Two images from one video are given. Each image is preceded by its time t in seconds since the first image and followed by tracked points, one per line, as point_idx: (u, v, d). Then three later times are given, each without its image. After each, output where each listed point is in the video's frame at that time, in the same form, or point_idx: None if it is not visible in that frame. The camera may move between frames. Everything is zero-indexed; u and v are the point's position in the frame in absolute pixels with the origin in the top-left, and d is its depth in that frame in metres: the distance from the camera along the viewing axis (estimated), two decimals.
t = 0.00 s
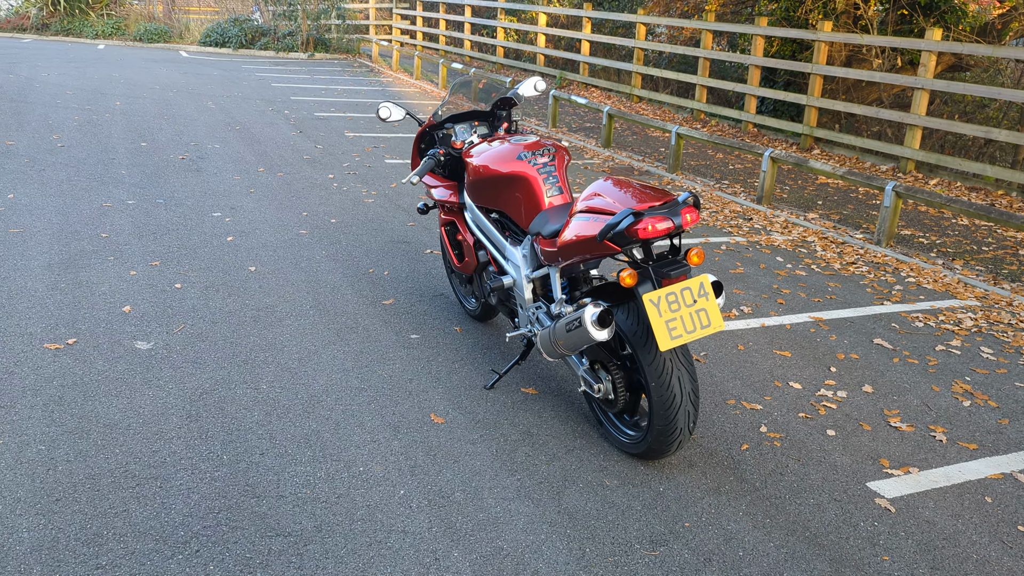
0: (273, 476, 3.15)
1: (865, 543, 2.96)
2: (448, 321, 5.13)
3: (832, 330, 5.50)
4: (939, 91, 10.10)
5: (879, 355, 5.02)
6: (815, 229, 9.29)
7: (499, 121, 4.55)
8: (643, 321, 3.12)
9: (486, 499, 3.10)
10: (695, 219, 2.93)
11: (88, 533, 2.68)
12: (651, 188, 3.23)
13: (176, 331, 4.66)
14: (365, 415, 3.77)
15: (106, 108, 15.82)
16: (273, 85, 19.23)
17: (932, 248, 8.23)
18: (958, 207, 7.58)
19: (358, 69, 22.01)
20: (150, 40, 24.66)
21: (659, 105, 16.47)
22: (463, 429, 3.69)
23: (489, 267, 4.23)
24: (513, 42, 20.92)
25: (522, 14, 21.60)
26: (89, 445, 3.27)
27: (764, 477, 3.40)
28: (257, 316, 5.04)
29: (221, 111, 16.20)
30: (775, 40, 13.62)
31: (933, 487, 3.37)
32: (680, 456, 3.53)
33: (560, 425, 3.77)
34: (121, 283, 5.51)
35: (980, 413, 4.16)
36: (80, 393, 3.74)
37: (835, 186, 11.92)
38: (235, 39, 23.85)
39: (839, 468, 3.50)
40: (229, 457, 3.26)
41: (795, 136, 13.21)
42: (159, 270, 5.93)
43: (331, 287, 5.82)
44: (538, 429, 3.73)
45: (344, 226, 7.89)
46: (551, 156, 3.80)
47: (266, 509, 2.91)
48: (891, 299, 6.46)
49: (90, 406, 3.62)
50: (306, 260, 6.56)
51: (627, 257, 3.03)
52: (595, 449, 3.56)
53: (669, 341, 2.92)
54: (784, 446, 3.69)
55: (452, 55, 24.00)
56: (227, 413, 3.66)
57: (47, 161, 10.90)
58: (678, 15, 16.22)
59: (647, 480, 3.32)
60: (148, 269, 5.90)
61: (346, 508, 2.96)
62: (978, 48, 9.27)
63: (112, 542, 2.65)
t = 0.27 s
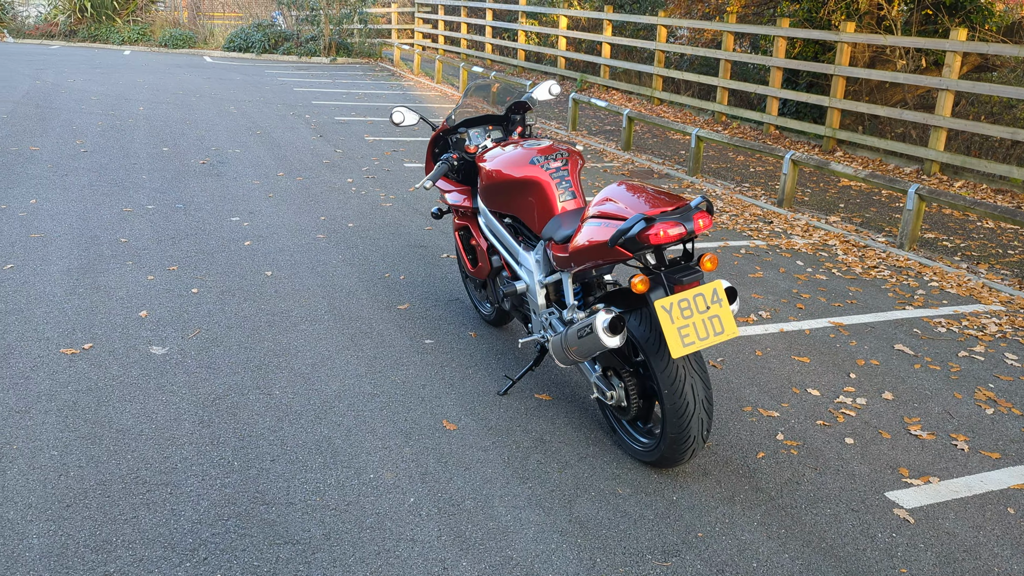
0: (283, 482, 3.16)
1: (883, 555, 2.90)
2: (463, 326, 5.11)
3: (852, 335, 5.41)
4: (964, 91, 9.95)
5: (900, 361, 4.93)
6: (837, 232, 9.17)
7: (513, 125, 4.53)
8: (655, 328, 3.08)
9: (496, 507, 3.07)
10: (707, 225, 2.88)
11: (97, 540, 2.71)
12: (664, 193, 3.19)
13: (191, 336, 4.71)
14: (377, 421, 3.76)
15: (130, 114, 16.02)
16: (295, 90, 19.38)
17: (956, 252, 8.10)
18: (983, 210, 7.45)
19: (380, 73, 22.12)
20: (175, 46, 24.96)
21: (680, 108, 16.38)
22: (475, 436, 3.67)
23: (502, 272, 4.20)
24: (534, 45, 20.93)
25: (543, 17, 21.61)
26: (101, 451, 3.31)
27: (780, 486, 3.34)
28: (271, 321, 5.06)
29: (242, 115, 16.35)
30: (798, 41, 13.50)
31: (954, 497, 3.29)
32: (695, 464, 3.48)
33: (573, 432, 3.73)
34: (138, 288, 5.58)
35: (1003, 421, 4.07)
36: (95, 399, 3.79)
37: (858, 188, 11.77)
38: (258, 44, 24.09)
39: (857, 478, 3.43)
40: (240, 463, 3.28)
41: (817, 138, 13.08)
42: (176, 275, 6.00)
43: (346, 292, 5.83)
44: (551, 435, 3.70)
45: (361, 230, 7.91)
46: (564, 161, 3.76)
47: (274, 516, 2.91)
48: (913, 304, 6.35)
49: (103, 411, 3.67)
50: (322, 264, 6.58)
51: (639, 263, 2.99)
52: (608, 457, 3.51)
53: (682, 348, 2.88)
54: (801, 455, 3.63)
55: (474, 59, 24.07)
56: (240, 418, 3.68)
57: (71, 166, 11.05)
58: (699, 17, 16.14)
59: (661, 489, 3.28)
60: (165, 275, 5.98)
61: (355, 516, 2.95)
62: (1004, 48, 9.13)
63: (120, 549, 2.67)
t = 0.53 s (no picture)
0: (287, 490, 3.15)
1: (896, 567, 2.83)
2: (473, 330, 5.07)
3: (869, 340, 5.32)
4: (988, 91, 9.78)
5: (917, 367, 4.85)
6: (856, 235, 9.04)
7: (523, 128, 4.48)
8: (664, 334, 3.03)
9: (501, 516, 3.03)
10: (715, 229, 2.82)
11: (97, 548, 2.72)
12: (672, 197, 3.13)
13: (200, 340, 4.74)
14: (383, 427, 3.73)
15: (150, 118, 16.17)
16: (313, 93, 19.48)
17: (977, 255, 7.96)
18: (1005, 212, 7.32)
19: (399, 76, 22.19)
20: (197, 50, 25.23)
21: (700, 109, 16.27)
22: (482, 442, 3.63)
23: (511, 276, 4.14)
24: (553, 47, 20.91)
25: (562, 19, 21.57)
26: (105, 457, 3.34)
27: (792, 495, 3.27)
28: (281, 325, 5.07)
29: (261, 119, 16.45)
30: (818, 41, 13.36)
31: (970, 507, 3.21)
32: (704, 472, 3.42)
33: (582, 439, 3.68)
34: (150, 293, 5.63)
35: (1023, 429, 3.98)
36: (102, 405, 3.83)
37: (878, 190, 11.60)
38: (279, 48, 24.31)
39: (871, 487, 3.36)
40: (244, 470, 3.29)
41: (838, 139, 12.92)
42: (187, 279, 6.05)
43: (357, 295, 5.81)
44: (559, 442, 3.65)
45: (375, 233, 7.90)
46: (572, 164, 3.70)
47: (275, 524, 2.91)
48: (932, 307, 6.24)
49: (110, 417, 3.71)
50: (334, 268, 6.57)
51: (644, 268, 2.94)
52: (616, 465, 3.46)
53: (688, 355, 2.82)
54: (814, 463, 3.56)
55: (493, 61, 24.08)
56: (245, 424, 3.69)
57: (91, 170, 11.18)
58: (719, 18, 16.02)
59: (669, 497, 3.22)
60: (177, 278, 6.03)
61: (357, 524, 2.93)
62: None
63: (120, 557, 2.68)
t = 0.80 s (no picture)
0: (285, 495, 3.13)
1: None
2: (480, 333, 5.03)
3: (882, 343, 5.22)
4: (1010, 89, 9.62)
5: (932, 371, 4.75)
6: (872, 235, 8.91)
7: (528, 129, 4.43)
8: (665, 338, 2.97)
9: (500, 523, 2.99)
10: (716, 231, 2.76)
11: (93, 553, 2.72)
12: (674, 200, 3.07)
13: (206, 343, 4.75)
14: (385, 432, 3.71)
15: (168, 120, 16.32)
16: (330, 95, 19.56)
17: (998, 256, 7.81)
18: None
19: (416, 77, 22.24)
20: (218, 53, 25.47)
21: (717, 108, 16.15)
22: (484, 447, 3.59)
23: (515, 279, 4.10)
24: (571, 47, 20.87)
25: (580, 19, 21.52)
26: (106, 461, 3.34)
27: (798, 503, 3.21)
28: (288, 328, 5.06)
29: (277, 120, 16.54)
30: (837, 39, 13.21)
31: (982, 516, 3.13)
32: (709, 479, 3.36)
33: (585, 444, 3.63)
34: (159, 296, 5.65)
35: None
36: (105, 408, 3.84)
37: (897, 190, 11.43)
38: (298, 49, 24.55)
39: (880, 495, 3.29)
40: (243, 474, 3.27)
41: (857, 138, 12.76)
42: (197, 281, 6.07)
43: (365, 298, 5.80)
44: (562, 447, 3.61)
45: (385, 235, 7.89)
46: (576, 165, 3.65)
47: (272, 530, 2.89)
48: (949, 310, 6.12)
49: (113, 420, 3.71)
50: (343, 270, 6.57)
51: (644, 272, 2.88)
52: (619, 471, 3.41)
53: (689, 360, 2.76)
54: (821, 470, 3.49)
55: (511, 61, 24.07)
56: (247, 428, 3.68)
57: (108, 173, 11.28)
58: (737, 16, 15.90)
59: (672, 504, 3.16)
60: (186, 281, 6.06)
61: (354, 531, 2.91)
62: None
63: (115, 563, 2.68)
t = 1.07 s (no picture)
0: (285, 499, 3.13)
1: None
2: (486, 336, 5.01)
3: (895, 347, 5.14)
4: None
5: (944, 375, 4.67)
6: (888, 237, 8.80)
7: (533, 131, 4.40)
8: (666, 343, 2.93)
9: (499, 528, 2.97)
10: (717, 235, 2.72)
11: (91, 557, 2.73)
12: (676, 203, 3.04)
13: (213, 346, 4.77)
14: (387, 435, 3.70)
15: (185, 123, 16.46)
16: (347, 97, 19.64)
17: (1016, 258, 7.69)
18: None
19: (432, 79, 22.28)
20: (237, 56, 25.66)
21: (734, 109, 16.05)
22: (486, 452, 3.57)
23: (519, 282, 4.08)
24: (587, 48, 20.84)
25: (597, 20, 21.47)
26: (109, 464, 3.36)
27: (802, 510, 3.16)
28: (295, 331, 5.08)
29: (293, 123, 16.63)
30: (856, 39, 13.10)
31: (991, 524, 3.08)
32: (712, 484, 3.32)
33: (588, 448, 3.60)
34: (168, 299, 5.69)
35: None
36: (110, 411, 3.87)
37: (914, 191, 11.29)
38: (316, 52, 24.66)
39: (886, 502, 3.24)
40: (245, 478, 3.28)
41: (875, 139, 12.62)
42: (206, 284, 6.11)
43: (372, 300, 5.80)
44: (564, 452, 3.58)
45: (396, 237, 7.89)
46: (578, 168, 3.62)
47: (271, 534, 2.89)
48: (964, 313, 6.02)
49: (118, 424, 3.73)
50: (352, 272, 6.58)
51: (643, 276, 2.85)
52: (621, 476, 3.37)
53: (689, 365, 2.73)
54: (827, 476, 3.44)
55: (528, 62, 24.07)
56: (250, 432, 3.69)
57: (124, 176, 11.38)
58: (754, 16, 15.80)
59: (674, 510, 3.13)
60: (196, 284, 6.09)
61: (352, 535, 2.90)
62: None
63: (113, 567, 2.69)
